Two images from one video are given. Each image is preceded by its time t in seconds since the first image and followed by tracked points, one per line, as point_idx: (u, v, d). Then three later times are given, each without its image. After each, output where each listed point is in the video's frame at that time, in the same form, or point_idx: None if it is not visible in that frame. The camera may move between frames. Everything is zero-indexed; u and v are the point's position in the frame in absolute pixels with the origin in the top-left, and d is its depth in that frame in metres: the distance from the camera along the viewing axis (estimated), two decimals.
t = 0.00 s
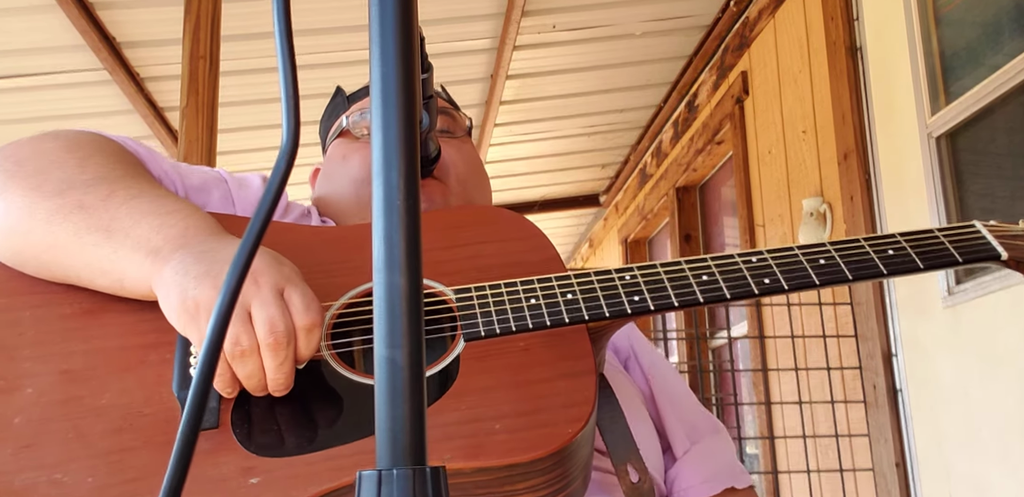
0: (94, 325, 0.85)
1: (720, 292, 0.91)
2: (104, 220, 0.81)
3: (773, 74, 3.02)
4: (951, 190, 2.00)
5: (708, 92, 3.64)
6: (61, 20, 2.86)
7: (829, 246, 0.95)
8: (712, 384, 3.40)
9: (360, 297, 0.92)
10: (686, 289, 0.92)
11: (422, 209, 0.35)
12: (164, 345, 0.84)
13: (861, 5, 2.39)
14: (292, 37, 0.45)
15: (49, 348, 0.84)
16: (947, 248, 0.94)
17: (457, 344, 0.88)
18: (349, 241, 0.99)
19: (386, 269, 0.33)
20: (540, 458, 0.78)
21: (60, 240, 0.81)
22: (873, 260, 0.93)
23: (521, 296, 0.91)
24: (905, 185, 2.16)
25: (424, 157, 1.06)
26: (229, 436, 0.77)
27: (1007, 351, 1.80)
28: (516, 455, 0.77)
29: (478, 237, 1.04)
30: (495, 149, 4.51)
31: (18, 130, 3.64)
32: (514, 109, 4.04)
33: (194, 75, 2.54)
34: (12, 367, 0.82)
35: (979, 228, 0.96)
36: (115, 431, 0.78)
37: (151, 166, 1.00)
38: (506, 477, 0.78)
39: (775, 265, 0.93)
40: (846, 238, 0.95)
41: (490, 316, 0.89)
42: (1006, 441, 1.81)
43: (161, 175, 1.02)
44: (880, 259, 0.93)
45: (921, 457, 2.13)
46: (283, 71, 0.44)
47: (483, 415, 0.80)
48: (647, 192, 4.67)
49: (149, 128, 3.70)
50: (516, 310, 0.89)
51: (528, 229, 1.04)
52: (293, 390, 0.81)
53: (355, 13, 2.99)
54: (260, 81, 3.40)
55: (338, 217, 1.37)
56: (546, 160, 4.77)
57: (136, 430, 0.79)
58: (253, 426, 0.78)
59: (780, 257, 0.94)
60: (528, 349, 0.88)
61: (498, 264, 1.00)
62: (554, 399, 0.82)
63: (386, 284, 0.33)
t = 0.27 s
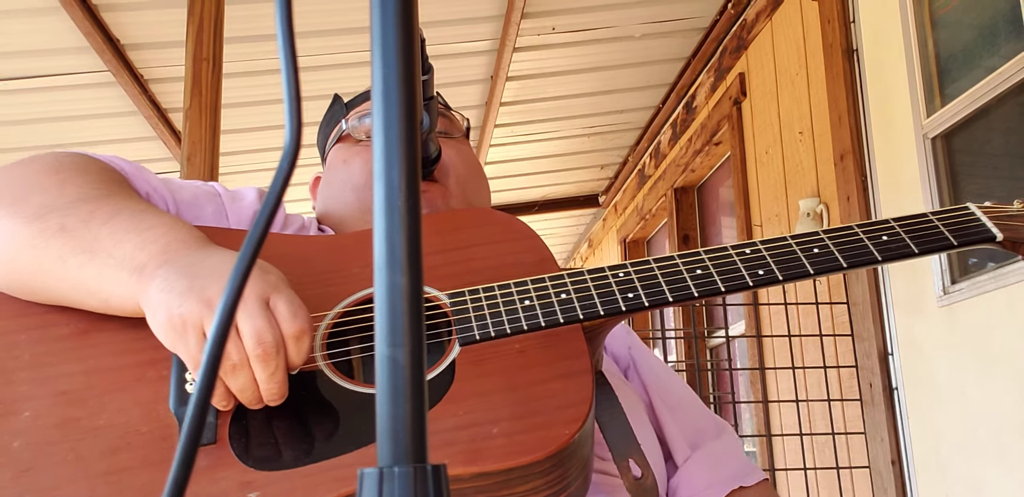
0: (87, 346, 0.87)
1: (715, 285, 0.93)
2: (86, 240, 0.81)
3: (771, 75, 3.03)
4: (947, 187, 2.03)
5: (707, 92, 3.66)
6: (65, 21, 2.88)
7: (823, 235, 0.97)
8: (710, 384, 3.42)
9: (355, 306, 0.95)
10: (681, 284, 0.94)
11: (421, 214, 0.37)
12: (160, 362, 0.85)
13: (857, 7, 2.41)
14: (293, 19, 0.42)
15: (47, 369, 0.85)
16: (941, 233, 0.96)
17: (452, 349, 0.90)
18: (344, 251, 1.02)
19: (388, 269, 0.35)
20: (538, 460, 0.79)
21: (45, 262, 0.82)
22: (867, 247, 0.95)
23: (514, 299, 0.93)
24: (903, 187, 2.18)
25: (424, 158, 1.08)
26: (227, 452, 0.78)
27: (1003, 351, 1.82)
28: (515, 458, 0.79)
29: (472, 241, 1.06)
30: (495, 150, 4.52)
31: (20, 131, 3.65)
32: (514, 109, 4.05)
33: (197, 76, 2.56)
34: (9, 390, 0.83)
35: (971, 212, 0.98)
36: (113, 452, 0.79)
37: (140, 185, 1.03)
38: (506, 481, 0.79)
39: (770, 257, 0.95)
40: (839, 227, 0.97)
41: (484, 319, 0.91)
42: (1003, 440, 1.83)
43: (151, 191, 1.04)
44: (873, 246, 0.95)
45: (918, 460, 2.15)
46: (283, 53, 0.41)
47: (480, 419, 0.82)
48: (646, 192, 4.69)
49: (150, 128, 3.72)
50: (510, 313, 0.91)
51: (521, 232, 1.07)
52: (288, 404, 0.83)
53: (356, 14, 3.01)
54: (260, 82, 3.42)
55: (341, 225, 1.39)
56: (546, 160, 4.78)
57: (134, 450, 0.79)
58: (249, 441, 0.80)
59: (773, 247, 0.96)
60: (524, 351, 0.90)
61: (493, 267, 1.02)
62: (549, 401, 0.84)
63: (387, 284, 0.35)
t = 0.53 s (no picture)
0: (93, 345, 0.87)
1: (712, 280, 0.92)
2: (87, 239, 0.82)
3: (771, 75, 3.03)
4: (947, 186, 2.03)
5: (707, 92, 3.65)
6: (65, 22, 2.88)
7: (819, 230, 0.97)
8: (711, 384, 3.41)
9: (355, 304, 0.95)
10: (679, 278, 0.93)
11: (420, 214, 0.36)
12: (161, 361, 0.86)
13: (858, 7, 2.40)
14: (293, 18, 0.41)
15: (51, 369, 0.85)
16: (937, 226, 0.95)
17: (451, 345, 0.90)
18: (343, 249, 1.02)
19: (387, 269, 0.35)
20: (539, 452, 0.79)
21: (45, 262, 0.82)
22: (864, 241, 0.94)
23: (514, 295, 0.93)
24: (904, 186, 2.17)
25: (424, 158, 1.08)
26: (229, 448, 0.78)
27: (1005, 351, 1.82)
28: (517, 451, 0.78)
29: (473, 239, 1.06)
30: (495, 149, 4.52)
31: (19, 131, 3.65)
32: (514, 109, 4.05)
33: (196, 76, 2.56)
34: (13, 390, 0.82)
35: (966, 205, 0.98)
36: (117, 449, 0.79)
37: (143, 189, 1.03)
38: (507, 474, 0.79)
39: (767, 252, 0.95)
40: (836, 221, 0.97)
41: (484, 315, 0.91)
42: (1003, 439, 1.83)
43: (152, 194, 1.04)
44: (870, 239, 0.94)
45: (918, 460, 2.14)
46: (282, 56, 0.40)
47: (481, 413, 0.82)
48: (646, 192, 4.68)
49: (150, 128, 3.71)
50: (509, 309, 0.91)
51: (520, 230, 1.07)
52: (289, 400, 0.83)
53: (356, 14, 3.01)
54: (260, 82, 3.42)
55: (340, 227, 1.38)
56: (546, 160, 4.78)
57: (138, 447, 0.79)
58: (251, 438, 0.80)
59: (770, 243, 0.96)
60: (523, 347, 0.90)
61: (492, 264, 1.02)
62: (550, 395, 0.84)
63: (387, 284, 0.35)
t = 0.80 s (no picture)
0: (97, 326, 0.87)
1: (711, 287, 0.92)
2: (102, 207, 0.82)
3: (771, 74, 3.03)
4: (946, 185, 2.03)
5: (707, 93, 3.65)
6: (64, 22, 2.88)
7: (817, 244, 0.97)
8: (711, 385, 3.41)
9: (359, 296, 0.94)
10: (678, 285, 0.93)
11: (421, 212, 0.36)
12: (168, 344, 0.87)
13: (858, 7, 2.40)
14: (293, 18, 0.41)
15: (56, 347, 0.85)
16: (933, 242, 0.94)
17: (451, 341, 0.90)
18: (345, 242, 1.01)
19: (387, 270, 0.35)
20: (536, 446, 0.79)
21: (60, 230, 0.82)
22: (861, 257, 0.94)
23: (515, 294, 0.93)
24: (904, 185, 2.17)
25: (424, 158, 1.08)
26: (229, 430, 0.78)
27: (1004, 350, 1.82)
28: (514, 444, 0.79)
29: (473, 238, 1.06)
30: (495, 150, 4.51)
31: (20, 131, 3.65)
32: (515, 110, 4.05)
33: (196, 76, 2.56)
34: (16, 366, 0.83)
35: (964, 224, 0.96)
36: (118, 427, 0.79)
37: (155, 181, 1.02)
38: (504, 466, 0.80)
39: (765, 263, 0.95)
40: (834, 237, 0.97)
41: (485, 312, 0.90)
42: (1002, 440, 1.83)
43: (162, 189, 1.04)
44: (867, 256, 0.94)
45: (918, 460, 2.14)
46: (282, 56, 0.40)
47: (479, 407, 0.82)
48: (646, 192, 4.68)
49: (150, 128, 3.71)
50: (510, 306, 0.91)
51: (521, 230, 1.07)
52: (297, 378, 0.85)
53: (356, 14, 3.01)
54: (261, 82, 3.42)
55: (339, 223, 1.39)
56: (546, 160, 4.78)
57: (140, 424, 0.80)
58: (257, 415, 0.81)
59: (769, 254, 0.96)
60: (523, 345, 0.89)
61: (493, 264, 1.02)
62: (548, 391, 0.84)
63: (386, 285, 0.35)
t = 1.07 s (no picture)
0: (94, 330, 0.88)
1: (710, 292, 0.92)
2: (98, 215, 0.83)
3: (771, 74, 3.03)
4: (947, 185, 2.03)
5: (707, 92, 3.65)
6: (64, 22, 2.88)
7: (817, 248, 0.97)
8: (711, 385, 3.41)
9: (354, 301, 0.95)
10: (677, 290, 0.93)
11: (421, 212, 0.36)
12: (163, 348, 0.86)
13: (858, 7, 2.40)
14: (293, 17, 0.41)
15: (53, 350, 0.85)
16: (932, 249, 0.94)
17: (450, 344, 0.90)
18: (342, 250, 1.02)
19: (388, 269, 0.35)
20: (533, 453, 0.79)
21: (57, 238, 0.83)
22: (861, 261, 0.94)
23: (512, 299, 0.93)
24: (904, 185, 2.17)
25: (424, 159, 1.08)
26: (224, 436, 0.79)
27: (1004, 351, 1.82)
28: (512, 450, 0.78)
29: (473, 242, 1.06)
30: (495, 149, 4.51)
31: (19, 131, 3.65)
32: (515, 109, 4.05)
33: (196, 76, 2.56)
34: (13, 369, 0.83)
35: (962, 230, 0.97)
36: (114, 431, 0.79)
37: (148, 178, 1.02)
38: (500, 473, 0.79)
39: (765, 267, 0.95)
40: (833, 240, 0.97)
41: (482, 317, 0.91)
42: (1002, 440, 1.83)
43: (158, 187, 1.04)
44: (868, 260, 0.94)
45: (918, 460, 2.14)
46: (283, 55, 0.40)
47: (476, 413, 0.82)
48: (646, 192, 4.68)
49: (150, 128, 3.72)
50: (507, 311, 0.91)
51: (520, 236, 1.07)
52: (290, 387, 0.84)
53: (356, 14, 3.01)
54: (260, 82, 3.42)
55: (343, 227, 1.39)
56: (547, 160, 4.78)
57: (135, 429, 0.79)
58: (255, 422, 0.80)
59: (769, 259, 0.96)
60: (520, 349, 0.90)
61: (492, 268, 1.02)
62: (546, 396, 0.84)
63: (387, 284, 0.35)
